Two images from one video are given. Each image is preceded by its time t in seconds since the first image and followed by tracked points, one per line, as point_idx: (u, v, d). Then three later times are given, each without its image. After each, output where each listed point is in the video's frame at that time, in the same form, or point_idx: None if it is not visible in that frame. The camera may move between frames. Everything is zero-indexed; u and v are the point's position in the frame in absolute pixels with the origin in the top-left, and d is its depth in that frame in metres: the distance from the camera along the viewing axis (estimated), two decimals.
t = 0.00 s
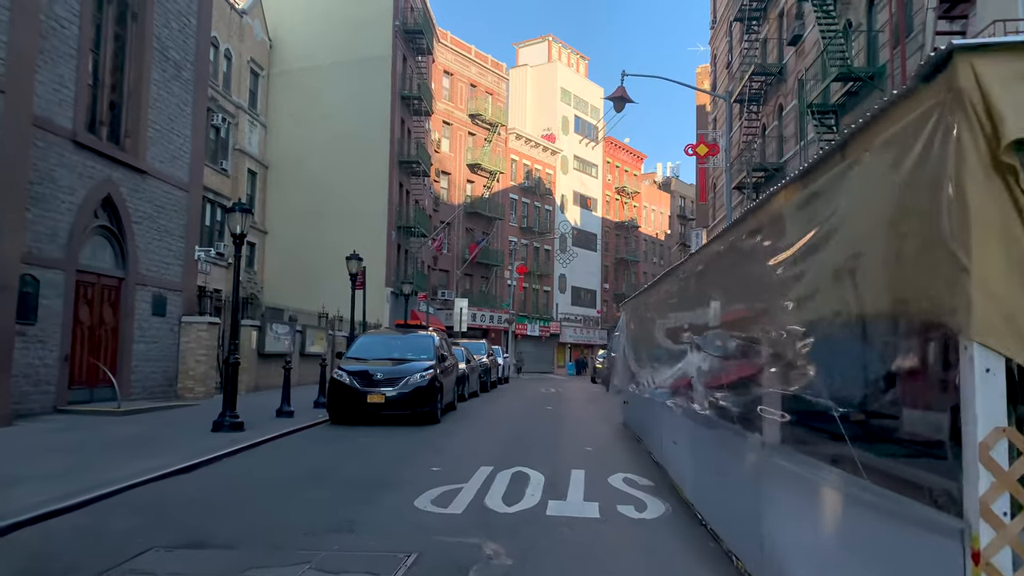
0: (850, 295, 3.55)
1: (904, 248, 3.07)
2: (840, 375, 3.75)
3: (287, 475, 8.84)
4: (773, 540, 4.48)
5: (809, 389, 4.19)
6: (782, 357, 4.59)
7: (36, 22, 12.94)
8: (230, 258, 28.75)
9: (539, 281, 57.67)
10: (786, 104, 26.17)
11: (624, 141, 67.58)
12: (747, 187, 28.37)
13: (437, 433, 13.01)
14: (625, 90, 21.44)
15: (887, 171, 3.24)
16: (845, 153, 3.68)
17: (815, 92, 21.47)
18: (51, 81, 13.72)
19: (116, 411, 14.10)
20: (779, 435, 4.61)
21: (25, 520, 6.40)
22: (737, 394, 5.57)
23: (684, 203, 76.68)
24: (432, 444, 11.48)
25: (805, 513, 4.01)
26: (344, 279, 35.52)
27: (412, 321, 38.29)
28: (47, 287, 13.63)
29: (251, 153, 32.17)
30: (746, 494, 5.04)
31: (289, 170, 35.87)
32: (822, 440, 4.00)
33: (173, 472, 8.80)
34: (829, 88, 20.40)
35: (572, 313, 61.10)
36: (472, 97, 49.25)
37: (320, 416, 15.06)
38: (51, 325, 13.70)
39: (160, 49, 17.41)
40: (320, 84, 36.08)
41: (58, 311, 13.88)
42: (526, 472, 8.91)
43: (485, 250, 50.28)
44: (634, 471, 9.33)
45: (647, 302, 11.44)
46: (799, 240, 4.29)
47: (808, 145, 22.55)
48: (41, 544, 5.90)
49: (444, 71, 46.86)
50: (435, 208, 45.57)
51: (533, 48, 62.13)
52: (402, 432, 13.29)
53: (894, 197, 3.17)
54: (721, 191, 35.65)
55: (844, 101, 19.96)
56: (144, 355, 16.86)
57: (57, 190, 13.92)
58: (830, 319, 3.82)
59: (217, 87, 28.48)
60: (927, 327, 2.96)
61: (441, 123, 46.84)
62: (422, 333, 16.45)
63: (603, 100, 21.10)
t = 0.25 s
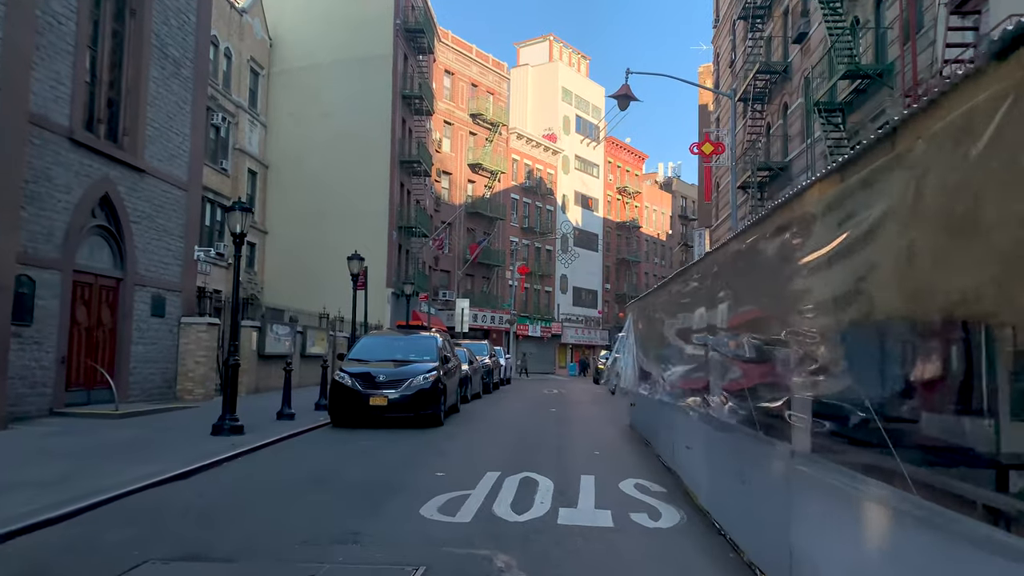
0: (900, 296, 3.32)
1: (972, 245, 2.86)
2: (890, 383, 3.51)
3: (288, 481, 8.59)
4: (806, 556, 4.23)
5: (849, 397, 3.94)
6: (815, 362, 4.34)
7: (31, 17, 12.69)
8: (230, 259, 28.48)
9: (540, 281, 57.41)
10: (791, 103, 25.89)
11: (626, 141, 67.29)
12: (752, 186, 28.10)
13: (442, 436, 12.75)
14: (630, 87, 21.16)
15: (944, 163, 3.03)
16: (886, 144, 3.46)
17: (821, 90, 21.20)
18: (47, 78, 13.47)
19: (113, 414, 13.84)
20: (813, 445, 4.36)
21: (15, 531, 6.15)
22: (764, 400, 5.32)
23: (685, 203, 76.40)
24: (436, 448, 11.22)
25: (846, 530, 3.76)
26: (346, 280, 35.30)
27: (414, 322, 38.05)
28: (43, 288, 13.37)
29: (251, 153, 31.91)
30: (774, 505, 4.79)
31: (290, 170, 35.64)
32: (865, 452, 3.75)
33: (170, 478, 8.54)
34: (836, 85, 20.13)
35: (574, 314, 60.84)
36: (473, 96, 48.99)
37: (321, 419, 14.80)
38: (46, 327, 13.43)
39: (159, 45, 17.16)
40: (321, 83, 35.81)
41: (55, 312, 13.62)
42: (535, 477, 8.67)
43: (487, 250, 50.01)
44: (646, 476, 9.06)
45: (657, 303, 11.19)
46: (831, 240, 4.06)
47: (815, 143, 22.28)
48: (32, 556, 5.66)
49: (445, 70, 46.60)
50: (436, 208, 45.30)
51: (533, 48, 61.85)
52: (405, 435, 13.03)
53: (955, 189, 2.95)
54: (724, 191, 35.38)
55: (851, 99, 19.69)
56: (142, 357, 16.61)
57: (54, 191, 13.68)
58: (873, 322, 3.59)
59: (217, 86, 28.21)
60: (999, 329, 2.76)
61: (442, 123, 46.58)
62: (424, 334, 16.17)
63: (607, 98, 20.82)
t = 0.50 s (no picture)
0: (949, 290, 3.08)
1: None
2: (938, 382, 3.26)
3: (289, 483, 8.33)
4: (843, 565, 3.99)
5: (890, 396, 3.69)
6: (849, 359, 4.09)
7: (24, 9, 12.44)
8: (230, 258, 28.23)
9: (541, 281, 57.16)
10: (796, 100, 25.62)
11: (627, 140, 67.04)
12: (756, 185, 27.85)
13: (445, 437, 12.50)
14: (634, 83, 20.89)
15: (1001, 144, 2.80)
16: (929, 128, 3.24)
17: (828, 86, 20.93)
18: (43, 72, 13.23)
19: (111, 414, 13.59)
20: (848, 448, 4.11)
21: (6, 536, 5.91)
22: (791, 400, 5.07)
23: (686, 202, 76.16)
24: (440, 449, 10.98)
25: (891, 538, 3.51)
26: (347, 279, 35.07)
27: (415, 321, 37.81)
28: (39, 286, 13.13)
29: (250, 151, 31.67)
30: (804, 510, 4.54)
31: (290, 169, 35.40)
32: (910, 454, 3.50)
33: (168, 480, 8.30)
34: (843, 82, 19.87)
35: (575, 314, 60.59)
36: (474, 95, 48.76)
37: (322, 419, 14.55)
38: (42, 326, 13.19)
39: (157, 40, 16.90)
40: (321, 81, 35.56)
41: (51, 310, 13.38)
42: (543, 479, 8.43)
43: (488, 250, 49.76)
44: (657, 477, 8.82)
45: (666, 301, 10.95)
46: (863, 232, 3.83)
47: (821, 141, 22.01)
48: (23, 562, 5.42)
49: (446, 69, 46.36)
50: (437, 207, 45.04)
51: (535, 47, 61.60)
52: (408, 436, 12.79)
53: (1015, 172, 2.73)
54: (728, 190, 35.14)
55: (859, 96, 19.43)
56: (140, 356, 16.36)
57: (50, 187, 13.44)
58: (916, 317, 3.34)
59: (217, 84, 27.96)
60: None
61: (443, 121, 46.34)
62: (427, 333, 15.92)
63: (611, 94, 20.55)
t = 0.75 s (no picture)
0: (1011, 295, 2.83)
1: None
2: (1001, 394, 2.99)
3: (289, 492, 8.07)
4: None
5: (938, 403, 3.43)
6: (890, 369, 3.82)
7: (20, 5, 12.20)
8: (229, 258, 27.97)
9: (542, 281, 56.92)
10: (802, 99, 25.36)
11: (629, 140, 66.80)
12: (761, 184, 27.61)
13: (449, 441, 12.26)
14: (638, 82, 20.64)
15: None
16: (983, 123, 3.02)
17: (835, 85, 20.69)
18: (39, 69, 12.98)
19: (107, 417, 13.33)
20: (890, 463, 3.84)
21: None
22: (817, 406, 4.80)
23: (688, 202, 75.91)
24: (444, 454, 10.74)
25: (946, 563, 3.24)
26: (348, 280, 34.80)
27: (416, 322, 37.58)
28: (35, 287, 12.89)
29: (250, 151, 31.42)
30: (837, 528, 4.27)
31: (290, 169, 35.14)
32: (966, 473, 3.23)
33: (165, 488, 8.05)
34: (850, 80, 19.62)
35: (576, 314, 60.30)
36: (475, 94, 48.52)
37: (323, 422, 14.31)
38: (38, 327, 12.94)
39: (155, 37, 16.63)
40: (321, 80, 35.30)
41: (47, 312, 13.13)
42: (551, 486, 8.19)
43: (489, 250, 49.49)
44: (667, 485, 8.58)
45: (675, 303, 10.68)
46: (902, 235, 3.62)
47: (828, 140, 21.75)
48: None
49: (447, 68, 46.13)
50: (438, 207, 44.77)
51: (536, 46, 61.36)
52: (411, 439, 12.54)
53: None
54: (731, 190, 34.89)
55: (867, 95, 19.17)
56: (138, 358, 16.09)
57: (47, 187, 13.19)
58: (972, 321, 3.10)
59: (217, 83, 27.70)
60: None
61: (444, 121, 46.09)
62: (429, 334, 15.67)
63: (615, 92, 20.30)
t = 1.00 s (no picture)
0: None
1: None
2: None
3: (293, 495, 7.84)
4: None
5: (997, 404, 3.22)
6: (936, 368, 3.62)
7: None
8: (230, 257, 27.72)
9: (544, 281, 56.68)
10: (807, 96, 25.13)
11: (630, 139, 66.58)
12: (766, 182, 27.38)
13: (454, 441, 12.04)
14: (644, 78, 20.42)
15: None
16: None
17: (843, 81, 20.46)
18: (37, 62, 12.75)
19: (107, 417, 13.10)
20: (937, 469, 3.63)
21: None
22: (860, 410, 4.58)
23: (689, 202, 75.69)
24: (450, 455, 10.51)
25: None
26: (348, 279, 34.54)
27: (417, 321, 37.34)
28: (33, 284, 12.66)
29: (250, 149, 31.19)
30: (876, 536, 4.04)
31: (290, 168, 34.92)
32: None
33: (165, 491, 7.82)
34: (858, 76, 19.38)
35: (578, 314, 60.06)
36: (476, 93, 48.28)
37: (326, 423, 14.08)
38: (36, 325, 12.71)
39: (155, 31, 16.39)
40: (322, 78, 35.06)
41: (45, 310, 12.90)
42: (563, 489, 7.97)
43: (490, 249, 49.25)
44: (681, 487, 8.37)
45: (686, 302, 10.44)
46: (954, 225, 3.42)
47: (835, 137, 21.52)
48: None
49: (448, 67, 45.91)
50: (439, 206, 44.54)
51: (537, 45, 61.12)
52: (416, 440, 12.32)
53: None
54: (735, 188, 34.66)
55: (876, 91, 18.94)
56: (137, 358, 15.85)
57: (44, 183, 12.96)
58: None
59: (217, 81, 27.43)
60: None
61: (446, 120, 45.87)
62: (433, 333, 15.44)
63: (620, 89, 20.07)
